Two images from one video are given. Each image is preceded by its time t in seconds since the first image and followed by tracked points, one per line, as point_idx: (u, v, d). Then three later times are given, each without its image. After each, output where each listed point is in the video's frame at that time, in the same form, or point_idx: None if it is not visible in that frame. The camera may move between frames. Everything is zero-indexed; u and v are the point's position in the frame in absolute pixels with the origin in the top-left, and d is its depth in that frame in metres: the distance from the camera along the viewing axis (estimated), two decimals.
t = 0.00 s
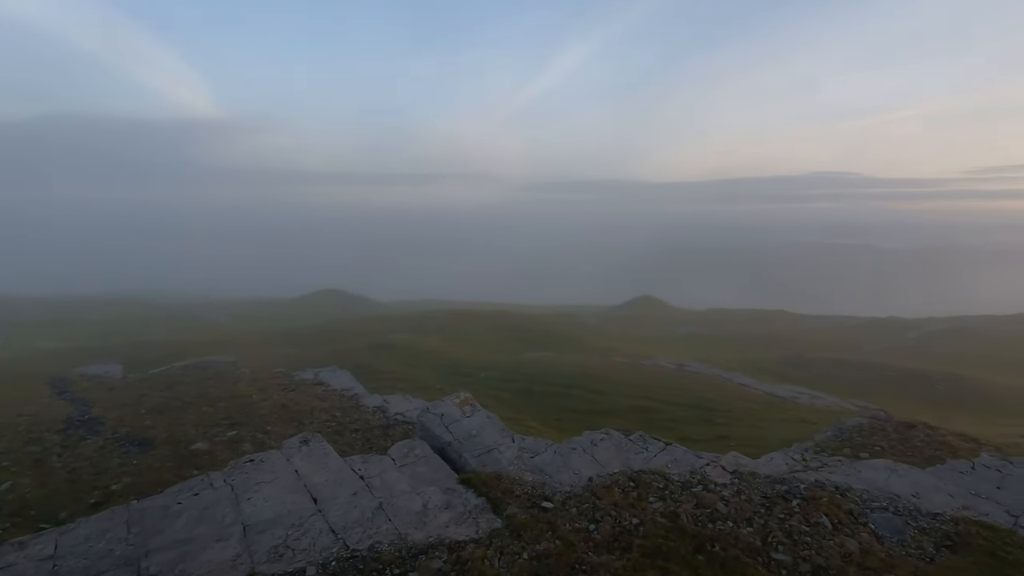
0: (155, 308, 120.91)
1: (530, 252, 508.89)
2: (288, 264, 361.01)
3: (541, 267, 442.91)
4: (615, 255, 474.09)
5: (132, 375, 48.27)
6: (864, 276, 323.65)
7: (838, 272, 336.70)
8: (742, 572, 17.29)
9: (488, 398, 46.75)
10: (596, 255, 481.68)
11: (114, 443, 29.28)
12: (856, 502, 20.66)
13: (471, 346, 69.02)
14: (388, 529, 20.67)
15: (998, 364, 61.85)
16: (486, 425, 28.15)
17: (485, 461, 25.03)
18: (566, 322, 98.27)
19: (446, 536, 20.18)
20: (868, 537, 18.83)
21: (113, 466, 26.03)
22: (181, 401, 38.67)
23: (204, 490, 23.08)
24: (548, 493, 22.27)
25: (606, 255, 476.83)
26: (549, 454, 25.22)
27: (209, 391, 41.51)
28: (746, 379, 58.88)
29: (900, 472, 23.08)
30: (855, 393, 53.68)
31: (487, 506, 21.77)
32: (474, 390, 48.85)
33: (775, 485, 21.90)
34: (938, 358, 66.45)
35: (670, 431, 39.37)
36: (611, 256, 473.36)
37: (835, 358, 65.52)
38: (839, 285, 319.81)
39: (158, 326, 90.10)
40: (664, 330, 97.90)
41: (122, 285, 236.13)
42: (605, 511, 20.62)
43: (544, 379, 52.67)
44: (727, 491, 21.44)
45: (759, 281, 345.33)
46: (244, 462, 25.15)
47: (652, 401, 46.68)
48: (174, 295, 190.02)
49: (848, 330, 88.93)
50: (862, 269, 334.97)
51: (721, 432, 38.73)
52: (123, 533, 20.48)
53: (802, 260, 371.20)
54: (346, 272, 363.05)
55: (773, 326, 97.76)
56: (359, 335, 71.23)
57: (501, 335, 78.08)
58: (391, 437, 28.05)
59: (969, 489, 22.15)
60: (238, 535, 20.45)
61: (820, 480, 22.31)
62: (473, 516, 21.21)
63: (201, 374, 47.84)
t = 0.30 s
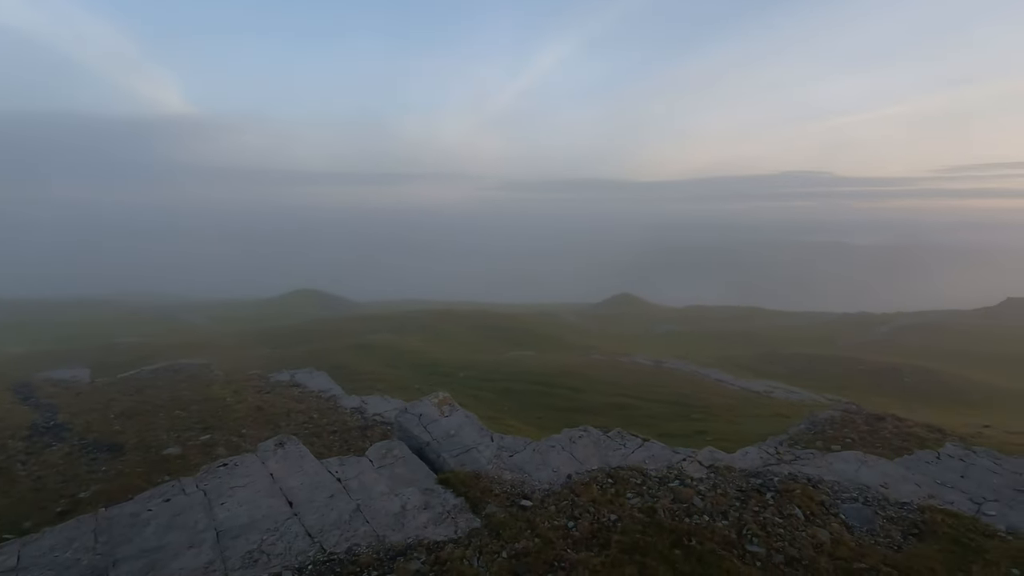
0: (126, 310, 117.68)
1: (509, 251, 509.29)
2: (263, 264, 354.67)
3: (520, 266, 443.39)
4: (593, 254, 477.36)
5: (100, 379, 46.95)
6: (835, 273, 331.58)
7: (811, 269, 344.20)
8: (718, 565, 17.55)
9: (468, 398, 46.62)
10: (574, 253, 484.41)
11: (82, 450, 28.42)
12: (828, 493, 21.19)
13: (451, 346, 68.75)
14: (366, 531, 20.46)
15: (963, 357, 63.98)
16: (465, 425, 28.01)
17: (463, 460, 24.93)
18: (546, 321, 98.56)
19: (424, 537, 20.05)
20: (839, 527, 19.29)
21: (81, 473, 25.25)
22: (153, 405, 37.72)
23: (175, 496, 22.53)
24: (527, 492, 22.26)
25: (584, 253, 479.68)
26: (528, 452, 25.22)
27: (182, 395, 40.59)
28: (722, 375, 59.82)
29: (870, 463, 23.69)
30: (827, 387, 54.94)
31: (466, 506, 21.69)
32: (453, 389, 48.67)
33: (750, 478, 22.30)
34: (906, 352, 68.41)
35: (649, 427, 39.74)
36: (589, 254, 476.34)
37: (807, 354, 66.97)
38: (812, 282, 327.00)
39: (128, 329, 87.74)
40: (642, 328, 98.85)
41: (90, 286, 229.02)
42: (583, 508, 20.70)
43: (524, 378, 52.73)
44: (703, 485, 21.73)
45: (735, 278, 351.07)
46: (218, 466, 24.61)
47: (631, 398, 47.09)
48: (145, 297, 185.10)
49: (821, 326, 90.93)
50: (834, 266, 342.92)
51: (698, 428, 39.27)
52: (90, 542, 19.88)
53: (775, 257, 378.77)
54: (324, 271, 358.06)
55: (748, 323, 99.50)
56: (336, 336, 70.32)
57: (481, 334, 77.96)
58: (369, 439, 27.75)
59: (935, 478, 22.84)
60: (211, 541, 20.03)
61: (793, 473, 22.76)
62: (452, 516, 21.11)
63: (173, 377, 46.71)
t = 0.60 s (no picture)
0: (59, 319, 110.89)
1: (467, 253, 507.53)
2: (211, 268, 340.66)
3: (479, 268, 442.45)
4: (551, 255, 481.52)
5: (29, 394, 43.95)
6: (781, 271, 345.71)
7: (759, 268, 357.69)
8: (669, 560, 17.94)
9: (426, 402, 46.09)
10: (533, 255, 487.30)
11: (7, 470, 26.50)
12: (772, 484, 22.02)
13: (408, 349, 67.85)
14: (316, 544, 19.90)
15: (897, 350, 67.82)
16: (420, 430, 27.64)
17: (418, 466, 24.62)
18: (504, 323, 98.64)
19: (377, 546, 19.68)
20: (782, 517, 20.05)
21: (5, 495, 23.53)
22: (87, 420, 35.50)
23: (110, 515, 21.30)
24: (482, 495, 22.15)
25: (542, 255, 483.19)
26: (483, 456, 25.14)
27: (121, 408, 38.45)
28: (676, 372, 61.34)
29: (810, 454, 24.76)
30: (774, 381, 57.17)
31: (420, 513, 21.40)
32: (411, 394, 47.93)
33: (699, 473, 22.94)
34: (846, 346, 71.98)
35: (606, 426, 40.32)
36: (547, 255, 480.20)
37: (756, 350, 69.47)
38: (760, 280, 339.85)
39: (61, 339, 82.44)
40: (599, 328, 100.35)
41: (18, 293, 213.94)
42: (538, 509, 20.77)
43: (483, 381, 52.56)
44: (654, 482, 22.19)
45: (688, 278, 360.96)
46: (157, 482, 23.40)
47: (589, 398, 47.64)
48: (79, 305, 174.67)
49: (768, 323, 94.39)
50: (780, 265, 357.29)
51: (654, 425, 40.09)
52: (14, 570, 18.55)
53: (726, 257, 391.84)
54: (276, 275, 346.82)
55: (700, 321, 102.50)
56: (289, 342, 68.24)
57: (439, 337, 77.28)
58: (321, 447, 27.02)
59: (870, 466, 24.08)
60: (149, 562, 19.03)
61: (740, 466, 23.54)
62: (405, 523, 20.79)
63: (111, 389, 44.24)
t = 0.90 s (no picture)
0: None
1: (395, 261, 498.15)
2: (112, 280, 313.16)
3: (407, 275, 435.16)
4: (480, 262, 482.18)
5: None
6: (698, 274, 365.25)
7: (678, 272, 376.08)
8: (587, 561, 18.28)
9: (350, 416, 44.56)
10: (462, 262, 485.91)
11: None
12: (684, 479, 23.05)
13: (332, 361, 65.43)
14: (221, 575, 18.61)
15: (800, 346, 73.41)
16: (338, 447, 26.63)
17: (335, 484, 23.68)
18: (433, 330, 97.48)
19: (289, 572, 18.68)
20: (693, 511, 21.00)
21: None
22: None
23: None
24: (402, 510, 21.61)
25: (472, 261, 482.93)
26: (404, 469, 24.58)
27: None
28: (601, 375, 63.04)
29: (719, 448, 26.16)
30: (692, 380, 60.14)
31: (336, 533, 20.57)
32: (334, 408, 46.15)
33: (617, 472, 23.64)
34: (756, 344, 77.03)
35: (534, 430, 40.72)
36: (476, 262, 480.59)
37: (675, 350, 72.81)
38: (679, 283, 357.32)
39: None
40: (527, 333, 101.44)
41: None
42: (459, 520, 20.55)
43: (410, 391, 51.57)
44: (574, 484, 22.59)
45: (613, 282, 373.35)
46: (36, 521, 21.03)
47: (517, 403, 47.93)
48: None
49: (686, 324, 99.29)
50: (697, 269, 377.50)
51: (579, 428, 40.93)
52: None
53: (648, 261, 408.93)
54: (188, 286, 323.76)
55: (624, 324, 106.20)
56: (200, 358, 63.87)
57: (365, 347, 75.16)
58: (231, 471, 25.37)
59: (771, 457, 25.79)
60: None
61: (655, 463, 24.48)
62: (320, 546, 19.88)
63: None
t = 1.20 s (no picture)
0: None
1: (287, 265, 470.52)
2: None
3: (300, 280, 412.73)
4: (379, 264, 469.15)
5: None
6: (594, 272, 382.15)
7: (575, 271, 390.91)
8: (478, 564, 18.27)
9: (232, 433, 41.26)
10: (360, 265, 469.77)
11: None
12: (573, 473, 23.83)
13: (213, 375, 60.23)
14: None
15: (683, 337, 79.15)
16: (211, 470, 24.42)
17: (207, 511, 21.69)
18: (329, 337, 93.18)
19: None
20: (581, 503, 21.75)
21: None
22: None
23: None
24: (283, 532, 20.26)
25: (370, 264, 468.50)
26: (286, 488, 23.09)
27: None
28: (501, 374, 63.71)
29: (606, 440, 27.37)
30: (587, 374, 62.65)
31: (207, 565, 18.83)
32: (214, 425, 42.48)
33: (509, 472, 23.91)
34: (644, 337, 81.97)
35: (433, 434, 40.21)
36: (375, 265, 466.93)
37: (572, 346, 75.44)
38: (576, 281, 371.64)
39: None
40: (428, 336, 100.14)
41: None
42: (346, 536, 19.65)
43: (302, 402, 48.79)
44: (467, 488, 22.50)
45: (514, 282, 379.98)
46: None
47: (416, 408, 47.08)
48: None
49: (583, 321, 103.23)
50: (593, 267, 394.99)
51: (479, 428, 41.03)
52: None
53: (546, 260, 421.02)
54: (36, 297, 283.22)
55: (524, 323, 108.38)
56: (50, 380, 56.00)
57: (252, 358, 70.11)
58: (80, 507, 22.36)
59: (653, 444, 27.43)
60: None
61: (546, 460, 25.05)
62: None
63: None
